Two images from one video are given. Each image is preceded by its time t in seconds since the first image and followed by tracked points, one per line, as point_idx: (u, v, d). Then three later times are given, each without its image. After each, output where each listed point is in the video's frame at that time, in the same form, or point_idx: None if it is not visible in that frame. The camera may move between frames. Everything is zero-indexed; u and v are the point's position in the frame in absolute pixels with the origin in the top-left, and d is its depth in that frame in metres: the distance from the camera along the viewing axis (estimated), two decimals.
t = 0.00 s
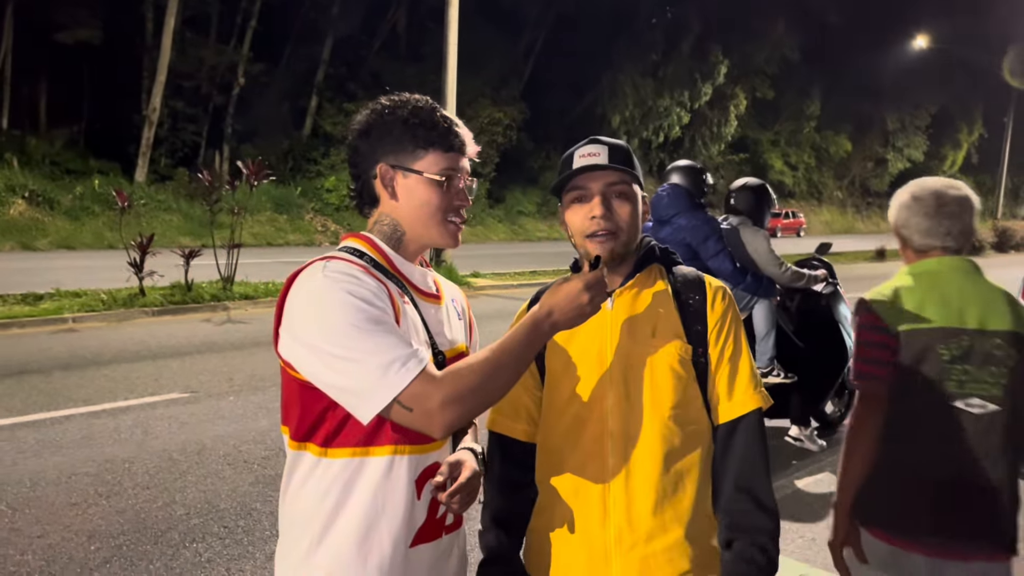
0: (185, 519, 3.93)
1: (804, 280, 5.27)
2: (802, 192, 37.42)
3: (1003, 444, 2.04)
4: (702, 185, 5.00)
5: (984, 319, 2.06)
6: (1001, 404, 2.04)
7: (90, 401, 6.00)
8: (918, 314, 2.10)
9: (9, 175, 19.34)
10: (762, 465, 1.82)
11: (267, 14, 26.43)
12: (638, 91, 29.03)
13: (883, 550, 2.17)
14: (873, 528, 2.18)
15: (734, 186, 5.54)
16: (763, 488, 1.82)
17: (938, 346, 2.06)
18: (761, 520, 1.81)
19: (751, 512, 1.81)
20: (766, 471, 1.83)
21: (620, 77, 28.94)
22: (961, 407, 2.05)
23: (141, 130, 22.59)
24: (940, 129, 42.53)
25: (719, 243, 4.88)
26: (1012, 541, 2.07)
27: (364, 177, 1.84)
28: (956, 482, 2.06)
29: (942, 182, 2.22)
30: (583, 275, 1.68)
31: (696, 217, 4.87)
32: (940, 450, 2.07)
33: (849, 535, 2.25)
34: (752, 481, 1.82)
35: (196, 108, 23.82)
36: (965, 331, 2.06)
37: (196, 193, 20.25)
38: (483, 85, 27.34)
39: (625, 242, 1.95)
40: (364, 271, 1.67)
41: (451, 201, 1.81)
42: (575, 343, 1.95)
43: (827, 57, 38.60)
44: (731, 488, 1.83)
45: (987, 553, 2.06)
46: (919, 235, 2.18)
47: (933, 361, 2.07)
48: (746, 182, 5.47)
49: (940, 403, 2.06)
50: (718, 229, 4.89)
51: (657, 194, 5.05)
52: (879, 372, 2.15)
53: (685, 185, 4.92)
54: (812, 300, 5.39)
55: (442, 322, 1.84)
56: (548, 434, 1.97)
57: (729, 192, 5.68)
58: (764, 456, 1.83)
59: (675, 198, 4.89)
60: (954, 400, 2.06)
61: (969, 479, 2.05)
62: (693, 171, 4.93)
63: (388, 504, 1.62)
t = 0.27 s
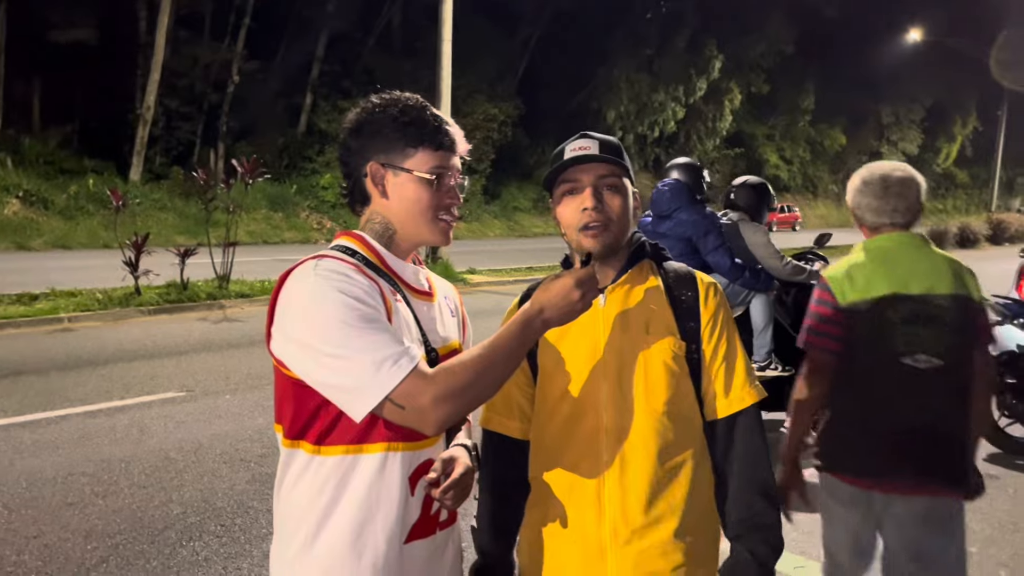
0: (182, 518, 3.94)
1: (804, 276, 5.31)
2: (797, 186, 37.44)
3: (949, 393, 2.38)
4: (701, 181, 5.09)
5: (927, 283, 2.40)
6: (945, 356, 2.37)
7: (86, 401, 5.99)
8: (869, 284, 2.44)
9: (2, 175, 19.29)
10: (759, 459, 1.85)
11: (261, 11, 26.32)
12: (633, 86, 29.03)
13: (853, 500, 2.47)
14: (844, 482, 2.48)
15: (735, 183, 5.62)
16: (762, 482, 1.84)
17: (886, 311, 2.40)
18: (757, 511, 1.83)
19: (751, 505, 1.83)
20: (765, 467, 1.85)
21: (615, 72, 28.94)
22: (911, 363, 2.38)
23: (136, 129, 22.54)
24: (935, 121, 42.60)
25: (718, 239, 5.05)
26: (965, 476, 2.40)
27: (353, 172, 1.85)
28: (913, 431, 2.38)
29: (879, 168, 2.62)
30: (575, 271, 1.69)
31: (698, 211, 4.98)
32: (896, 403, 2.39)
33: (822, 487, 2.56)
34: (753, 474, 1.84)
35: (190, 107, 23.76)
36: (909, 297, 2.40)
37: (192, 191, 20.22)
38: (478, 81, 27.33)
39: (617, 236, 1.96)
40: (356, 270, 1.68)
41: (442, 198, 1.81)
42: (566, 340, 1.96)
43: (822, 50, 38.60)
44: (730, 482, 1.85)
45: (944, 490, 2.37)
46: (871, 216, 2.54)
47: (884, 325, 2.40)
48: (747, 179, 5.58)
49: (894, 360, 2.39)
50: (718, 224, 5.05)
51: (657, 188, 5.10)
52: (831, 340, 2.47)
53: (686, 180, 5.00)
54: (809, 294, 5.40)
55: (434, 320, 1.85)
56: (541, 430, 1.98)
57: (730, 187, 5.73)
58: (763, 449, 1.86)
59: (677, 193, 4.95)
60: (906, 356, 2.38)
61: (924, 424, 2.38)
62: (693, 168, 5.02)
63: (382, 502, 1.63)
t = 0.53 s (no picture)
0: (177, 517, 3.94)
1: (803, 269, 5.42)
2: (789, 181, 37.53)
3: (903, 370, 2.60)
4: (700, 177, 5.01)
5: (887, 266, 2.63)
6: (901, 335, 2.60)
7: (78, 402, 5.98)
8: (832, 266, 2.69)
9: None
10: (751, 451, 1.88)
11: (251, 10, 26.25)
12: (625, 82, 29.07)
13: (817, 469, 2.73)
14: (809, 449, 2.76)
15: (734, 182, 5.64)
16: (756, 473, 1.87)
17: (844, 292, 2.65)
18: (749, 501, 1.87)
19: (745, 496, 1.87)
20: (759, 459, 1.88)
21: (606, 68, 28.98)
22: (866, 341, 2.61)
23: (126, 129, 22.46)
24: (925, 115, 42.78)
25: (720, 235, 4.92)
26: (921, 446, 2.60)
27: (340, 168, 1.86)
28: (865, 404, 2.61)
29: (864, 161, 2.86)
30: (564, 268, 1.70)
31: (698, 207, 4.88)
32: (852, 378, 2.64)
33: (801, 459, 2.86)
34: (747, 466, 1.87)
35: (181, 106, 23.68)
36: (867, 279, 2.64)
37: (184, 191, 20.17)
38: (469, 79, 27.32)
39: (607, 232, 1.97)
40: (347, 267, 1.69)
41: (430, 196, 1.82)
42: (557, 336, 1.96)
43: (812, 45, 38.70)
44: (725, 474, 1.88)
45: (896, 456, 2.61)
46: (852, 204, 2.80)
47: (842, 305, 2.66)
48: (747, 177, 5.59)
49: (852, 340, 2.63)
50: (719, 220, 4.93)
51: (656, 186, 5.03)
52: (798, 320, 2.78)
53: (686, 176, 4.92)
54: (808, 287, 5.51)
55: (426, 317, 1.86)
56: (534, 426, 1.99)
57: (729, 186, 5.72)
58: (755, 440, 1.89)
59: (678, 189, 4.86)
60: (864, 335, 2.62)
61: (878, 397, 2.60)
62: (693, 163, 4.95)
63: (375, 498, 1.64)
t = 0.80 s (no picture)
0: (169, 517, 3.94)
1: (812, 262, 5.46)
2: (780, 175, 37.54)
3: (875, 351, 3.06)
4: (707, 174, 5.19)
5: (868, 260, 3.06)
6: (876, 322, 3.04)
7: (68, 403, 5.95)
8: (820, 259, 3.15)
9: None
10: (739, 444, 1.89)
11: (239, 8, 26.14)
12: (615, 77, 29.08)
13: (805, 441, 3.19)
14: (799, 421, 3.22)
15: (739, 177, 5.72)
16: (744, 468, 1.89)
17: (830, 281, 3.12)
18: (739, 493, 1.88)
19: (735, 489, 1.88)
20: (746, 453, 1.90)
21: (596, 64, 28.94)
22: (846, 326, 3.07)
23: (115, 128, 22.34)
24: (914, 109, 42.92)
25: (729, 229, 5.07)
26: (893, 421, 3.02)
27: (326, 165, 1.87)
28: (844, 381, 3.07)
29: (862, 164, 3.27)
30: (552, 265, 1.70)
31: (707, 203, 5.04)
32: (835, 358, 3.10)
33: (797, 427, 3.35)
34: (737, 461, 1.89)
35: (170, 105, 23.56)
36: (851, 271, 3.09)
37: (173, 190, 20.07)
38: (459, 75, 27.28)
39: (592, 228, 1.97)
40: (334, 266, 1.69)
41: (402, 188, 1.80)
42: (545, 333, 1.96)
43: (801, 39, 38.76)
44: (717, 469, 1.89)
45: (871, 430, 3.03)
46: (848, 201, 3.20)
47: (827, 294, 3.12)
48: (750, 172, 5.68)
49: (837, 325, 3.09)
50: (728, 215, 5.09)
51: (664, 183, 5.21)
52: (793, 306, 3.26)
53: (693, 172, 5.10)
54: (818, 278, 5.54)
55: (414, 314, 1.85)
56: (523, 421, 1.99)
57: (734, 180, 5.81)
58: (743, 434, 1.90)
59: (687, 185, 5.04)
60: (845, 320, 3.09)
61: (856, 375, 3.06)
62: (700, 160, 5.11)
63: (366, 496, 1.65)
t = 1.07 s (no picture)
0: (157, 518, 3.92)
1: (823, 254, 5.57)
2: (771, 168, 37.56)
3: (866, 325, 3.37)
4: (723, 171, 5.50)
5: (864, 240, 3.37)
6: (868, 298, 3.36)
7: (57, 404, 5.92)
8: (819, 238, 3.46)
9: None
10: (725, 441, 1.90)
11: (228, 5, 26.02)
12: (605, 72, 29.05)
13: (802, 404, 3.56)
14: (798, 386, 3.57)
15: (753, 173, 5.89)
16: (730, 466, 1.89)
17: (827, 260, 3.43)
18: (726, 492, 1.88)
19: (722, 486, 1.88)
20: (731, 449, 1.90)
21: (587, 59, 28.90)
22: (841, 301, 3.39)
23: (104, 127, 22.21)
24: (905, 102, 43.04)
25: (744, 223, 5.29)
26: (883, 389, 3.35)
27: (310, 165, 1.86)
28: (838, 351, 3.40)
29: (859, 151, 3.56)
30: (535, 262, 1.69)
31: (722, 197, 5.32)
32: (830, 331, 3.43)
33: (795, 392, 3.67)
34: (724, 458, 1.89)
35: (159, 103, 23.45)
36: (847, 250, 3.39)
37: (163, 189, 19.98)
38: (450, 72, 27.22)
39: (578, 224, 1.94)
40: (314, 263, 1.67)
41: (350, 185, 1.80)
42: (531, 332, 1.94)
43: (792, 32, 38.77)
44: (703, 467, 1.89)
45: (862, 398, 3.37)
46: (845, 184, 3.51)
47: (824, 271, 3.44)
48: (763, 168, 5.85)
49: (834, 300, 3.41)
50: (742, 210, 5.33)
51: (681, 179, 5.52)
52: (791, 281, 3.56)
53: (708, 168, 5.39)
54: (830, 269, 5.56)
55: (398, 314, 1.83)
56: (508, 421, 1.97)
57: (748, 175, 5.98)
58: (728, 430, 1.90)
59: (702, 181, 5.33)
60: (840, 295, 3.41)
61: (849, 347, 3.39)
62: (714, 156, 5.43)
63: (348, 497, 1.64)
